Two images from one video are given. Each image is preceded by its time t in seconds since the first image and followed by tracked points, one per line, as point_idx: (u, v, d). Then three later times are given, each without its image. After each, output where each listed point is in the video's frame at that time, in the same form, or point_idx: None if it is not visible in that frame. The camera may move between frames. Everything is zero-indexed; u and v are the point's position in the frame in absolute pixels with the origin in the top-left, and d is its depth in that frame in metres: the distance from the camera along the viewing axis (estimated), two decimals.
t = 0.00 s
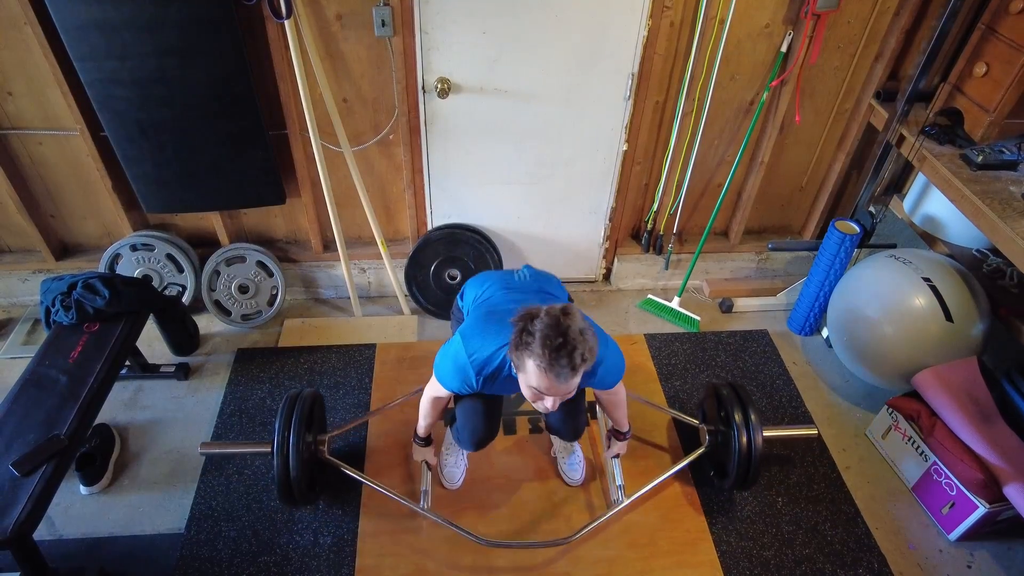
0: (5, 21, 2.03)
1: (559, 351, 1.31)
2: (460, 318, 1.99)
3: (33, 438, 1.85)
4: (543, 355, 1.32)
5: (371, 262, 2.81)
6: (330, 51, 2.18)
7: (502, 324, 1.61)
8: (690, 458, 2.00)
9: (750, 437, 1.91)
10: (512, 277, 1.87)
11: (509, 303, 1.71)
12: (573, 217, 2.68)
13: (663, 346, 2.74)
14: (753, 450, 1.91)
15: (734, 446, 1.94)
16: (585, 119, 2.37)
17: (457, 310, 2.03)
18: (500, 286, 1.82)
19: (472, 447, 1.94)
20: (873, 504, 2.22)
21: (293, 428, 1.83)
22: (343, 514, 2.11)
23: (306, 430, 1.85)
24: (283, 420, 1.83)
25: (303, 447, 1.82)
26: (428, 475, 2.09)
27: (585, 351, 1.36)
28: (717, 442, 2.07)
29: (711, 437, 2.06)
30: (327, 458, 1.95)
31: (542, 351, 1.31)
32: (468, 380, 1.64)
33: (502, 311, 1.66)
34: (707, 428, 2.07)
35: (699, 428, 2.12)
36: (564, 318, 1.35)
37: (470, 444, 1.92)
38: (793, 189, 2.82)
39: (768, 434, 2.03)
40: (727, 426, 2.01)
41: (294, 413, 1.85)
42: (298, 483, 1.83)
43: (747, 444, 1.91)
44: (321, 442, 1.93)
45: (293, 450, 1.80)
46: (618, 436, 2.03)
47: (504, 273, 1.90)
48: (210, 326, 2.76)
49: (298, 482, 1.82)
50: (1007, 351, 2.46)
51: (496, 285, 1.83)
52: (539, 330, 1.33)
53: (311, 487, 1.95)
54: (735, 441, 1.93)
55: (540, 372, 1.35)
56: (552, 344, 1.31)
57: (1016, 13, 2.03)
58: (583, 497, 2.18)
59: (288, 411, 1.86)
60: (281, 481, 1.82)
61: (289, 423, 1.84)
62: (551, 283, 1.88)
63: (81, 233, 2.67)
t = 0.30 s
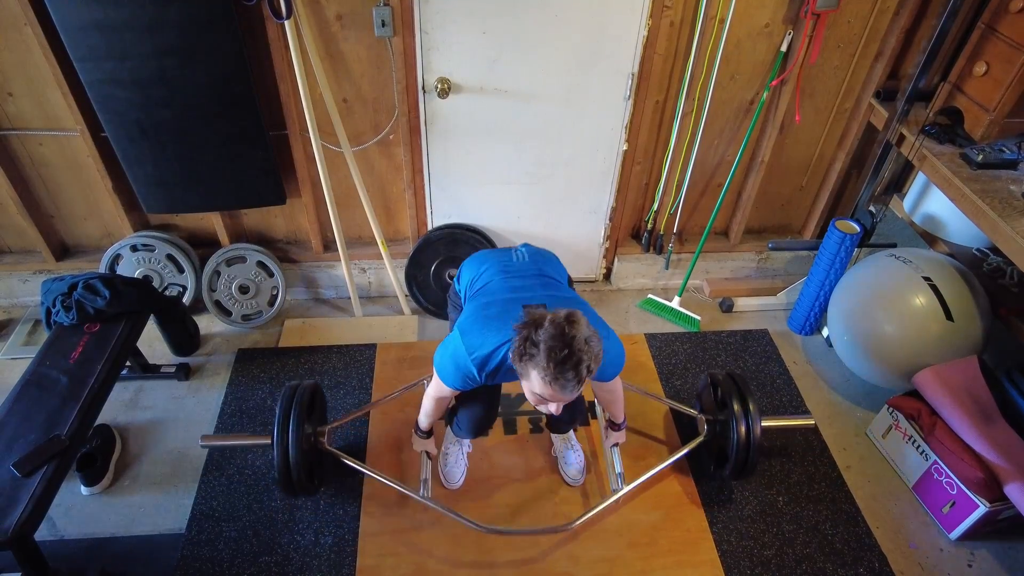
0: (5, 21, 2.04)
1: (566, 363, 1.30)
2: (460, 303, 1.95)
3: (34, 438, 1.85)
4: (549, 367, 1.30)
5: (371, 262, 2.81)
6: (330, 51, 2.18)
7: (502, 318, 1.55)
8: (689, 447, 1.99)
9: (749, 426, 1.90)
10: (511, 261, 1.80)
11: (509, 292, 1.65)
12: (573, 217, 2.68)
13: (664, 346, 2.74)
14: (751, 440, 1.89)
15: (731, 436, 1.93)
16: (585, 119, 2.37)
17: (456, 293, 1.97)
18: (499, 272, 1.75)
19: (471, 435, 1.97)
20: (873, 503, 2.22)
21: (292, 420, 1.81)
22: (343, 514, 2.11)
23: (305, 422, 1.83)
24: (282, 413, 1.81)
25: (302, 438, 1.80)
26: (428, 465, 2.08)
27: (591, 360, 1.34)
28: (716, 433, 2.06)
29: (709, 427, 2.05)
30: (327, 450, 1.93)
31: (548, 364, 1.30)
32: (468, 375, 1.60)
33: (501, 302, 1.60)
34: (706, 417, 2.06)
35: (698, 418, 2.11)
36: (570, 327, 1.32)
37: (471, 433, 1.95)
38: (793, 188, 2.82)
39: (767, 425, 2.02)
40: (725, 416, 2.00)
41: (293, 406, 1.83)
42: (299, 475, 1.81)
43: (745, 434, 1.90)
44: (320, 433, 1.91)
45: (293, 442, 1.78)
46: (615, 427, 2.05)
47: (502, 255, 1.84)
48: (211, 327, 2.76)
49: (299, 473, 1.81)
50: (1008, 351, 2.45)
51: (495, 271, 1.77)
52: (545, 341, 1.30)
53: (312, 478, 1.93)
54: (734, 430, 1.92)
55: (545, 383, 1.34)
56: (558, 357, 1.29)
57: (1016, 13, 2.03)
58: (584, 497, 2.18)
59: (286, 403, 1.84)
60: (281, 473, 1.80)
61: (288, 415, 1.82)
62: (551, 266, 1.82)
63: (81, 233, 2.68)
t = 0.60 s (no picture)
0: (5, 22, 2.04)
1: (568, 313, 1.26)
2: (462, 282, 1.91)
3: (34, 438, 1.85)
4: (548, 317, 1.27)
5: (371, 262, 2.81)
6: (330, 51, 2.18)
7: (503, 281, 1.51)
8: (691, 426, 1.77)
9: (757, 403, 1.68)
10: (516, 233, 1.76)
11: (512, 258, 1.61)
12: (574, 216, 2.68)
13: (664, 346, 2.74)
14: (759, 418, 1.68)
15: (737, 413, 1.71)
16: (585, 119, 2.37)
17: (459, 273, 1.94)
18: (503, 240, 1.71)
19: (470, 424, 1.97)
20: (874, 503, 2.22)
21: (278, 395, 1.60)
22: (343, 514, 2.11)
23: (293, 397, 1.62)
24: (266, 388, 1.60)
25: (290, 417, 1.59)
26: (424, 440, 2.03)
27: (594, 314, 1.31)
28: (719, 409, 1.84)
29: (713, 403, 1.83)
30: (318, 428, 1.73)
31: (548, 313, 1.26)
32: (466, 342, 1.56)
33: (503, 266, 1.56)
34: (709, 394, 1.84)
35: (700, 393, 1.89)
36: (573, 277, 1.29)
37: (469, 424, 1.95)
38: (793, 188, 2.82)
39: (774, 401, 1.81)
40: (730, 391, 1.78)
41: (279, 379, 1.62)
42: (287, 455, 1.61)
43: (752, 411, 1.68)
44: (310, 410, 1.70)
45: (279, 418, 1.58)
46: (617, 401, 1.99)
47: (508, 228, 1.79)
48: (211, 326, 2.76)
49: (287, 453, 1.60)
50: (1008, 351, 2.43)
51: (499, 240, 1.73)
52: (546, 290, 1.28)
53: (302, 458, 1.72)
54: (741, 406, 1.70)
55: (544, 336, 1.29)
56: (559, 307, 1.26)
57: (1016, 13, 2.03)
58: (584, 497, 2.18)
59: (271, 379, 1.63)
60: (267, 454, 1.60)
61: (274, 390, 1.61)
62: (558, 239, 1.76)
63: (81, 234, 2.68)
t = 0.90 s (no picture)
0: (5, 22, 2.04)
1: (573, 116, 1.04)
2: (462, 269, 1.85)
3: (34, 438, 1.85)
4: (550, 117, 1.05)
5: (371, 262, 2.81)
6: (330, 51, 2.18)
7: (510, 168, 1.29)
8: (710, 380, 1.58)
9: (789, 357, 1.42)
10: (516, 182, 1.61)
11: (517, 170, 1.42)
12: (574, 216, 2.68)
13: (664, 346, 2.74)
14: (789, 375, 1.43)
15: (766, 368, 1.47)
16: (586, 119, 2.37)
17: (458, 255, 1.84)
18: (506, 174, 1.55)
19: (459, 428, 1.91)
20: (874, 504, 2.22)
21: (256, 346, 1.35)
22: (343, 514, 2.11)
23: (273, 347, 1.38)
24: (242, 336, 1.35)
25: (268, 367, 1.35)
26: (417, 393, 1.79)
27: (604, 126, 1.08)
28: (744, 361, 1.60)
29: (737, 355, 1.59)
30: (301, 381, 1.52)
31: (550, 115, 1.04)
32: (464, 239, 1.28)
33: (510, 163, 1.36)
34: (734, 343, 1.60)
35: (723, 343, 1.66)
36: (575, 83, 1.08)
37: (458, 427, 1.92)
38: (793, 188, 2.82)
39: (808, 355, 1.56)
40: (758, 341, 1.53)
41: (257, 324, 1.37)
42: (269, 414, 1.39)
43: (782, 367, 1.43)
44: (291, 362, 1.48)
45: (259, 372, 1.34)
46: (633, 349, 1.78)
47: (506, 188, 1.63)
48: (211, 326, 2.76)
49: (268, 411, 1.38)
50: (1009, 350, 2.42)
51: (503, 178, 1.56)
52: (545, 96, 1.06)
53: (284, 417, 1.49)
54: (770, 358, 1.45)
55: (545, 149, 1.06)
56: (562, 109, 1.04)
57: (1016, 13, 2.03)
58: (585, 497, 2.18)
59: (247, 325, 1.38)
60: (244, 413, 1.37)
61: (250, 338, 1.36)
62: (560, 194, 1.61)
63: (81, 234, 2.67)
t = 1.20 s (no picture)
0: (6, 22, 2.04)
1: None
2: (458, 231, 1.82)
3: (34, 438, 1.85)
4: None
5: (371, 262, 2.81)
6: (330, 51, 2.18)
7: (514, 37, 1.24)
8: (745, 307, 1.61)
9: (839, 286, 1.42)
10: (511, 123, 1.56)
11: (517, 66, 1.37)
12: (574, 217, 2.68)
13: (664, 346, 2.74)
14: (841, 301, 1.42)
15: (815, 296, 1.46)
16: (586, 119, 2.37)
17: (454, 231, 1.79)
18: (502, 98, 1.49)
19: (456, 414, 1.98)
20: (874, 504, 2.22)
21: (227, 267, 1.33)
22: (343, 514, 2.11)
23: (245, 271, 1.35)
24: (213, 258, 1.33)
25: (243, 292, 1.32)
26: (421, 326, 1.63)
27: None
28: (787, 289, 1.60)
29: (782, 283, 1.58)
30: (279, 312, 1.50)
31: None
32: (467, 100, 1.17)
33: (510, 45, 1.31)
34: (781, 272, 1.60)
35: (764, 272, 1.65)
36: None
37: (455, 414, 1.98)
38: (793, 188, 2.82)
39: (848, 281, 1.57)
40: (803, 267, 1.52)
41: (228, 246, 1.35)
42: (243, 343, 1.34)
43: (832, 294, 1.42)
44: (268, 290, 1.47)
45: (232, 295, 1.31)
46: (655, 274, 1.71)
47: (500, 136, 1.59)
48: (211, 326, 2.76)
49: (243, 340, 1.34)
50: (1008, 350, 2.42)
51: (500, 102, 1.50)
52: None
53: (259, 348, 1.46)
54: (820, 285, 1.44)
55: None
56: None
57: (1016, 13, 2.03)
58: (584, 498, 2.18)
59: (219, 248, 1.35)
60: (216, 341, 1.33)
61: (221, 259, 1.34)
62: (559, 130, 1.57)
63: (81, 233, 2.67)
